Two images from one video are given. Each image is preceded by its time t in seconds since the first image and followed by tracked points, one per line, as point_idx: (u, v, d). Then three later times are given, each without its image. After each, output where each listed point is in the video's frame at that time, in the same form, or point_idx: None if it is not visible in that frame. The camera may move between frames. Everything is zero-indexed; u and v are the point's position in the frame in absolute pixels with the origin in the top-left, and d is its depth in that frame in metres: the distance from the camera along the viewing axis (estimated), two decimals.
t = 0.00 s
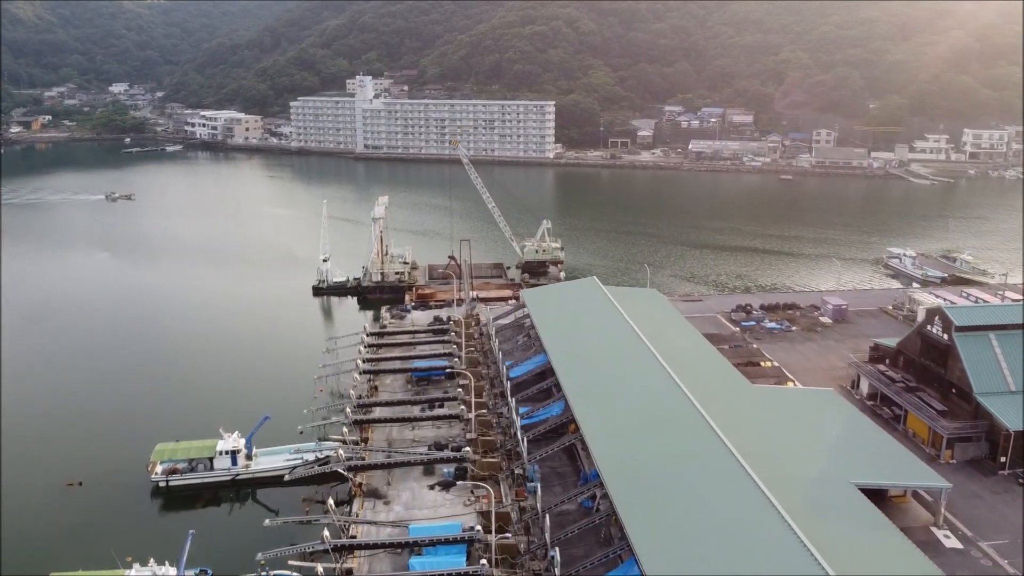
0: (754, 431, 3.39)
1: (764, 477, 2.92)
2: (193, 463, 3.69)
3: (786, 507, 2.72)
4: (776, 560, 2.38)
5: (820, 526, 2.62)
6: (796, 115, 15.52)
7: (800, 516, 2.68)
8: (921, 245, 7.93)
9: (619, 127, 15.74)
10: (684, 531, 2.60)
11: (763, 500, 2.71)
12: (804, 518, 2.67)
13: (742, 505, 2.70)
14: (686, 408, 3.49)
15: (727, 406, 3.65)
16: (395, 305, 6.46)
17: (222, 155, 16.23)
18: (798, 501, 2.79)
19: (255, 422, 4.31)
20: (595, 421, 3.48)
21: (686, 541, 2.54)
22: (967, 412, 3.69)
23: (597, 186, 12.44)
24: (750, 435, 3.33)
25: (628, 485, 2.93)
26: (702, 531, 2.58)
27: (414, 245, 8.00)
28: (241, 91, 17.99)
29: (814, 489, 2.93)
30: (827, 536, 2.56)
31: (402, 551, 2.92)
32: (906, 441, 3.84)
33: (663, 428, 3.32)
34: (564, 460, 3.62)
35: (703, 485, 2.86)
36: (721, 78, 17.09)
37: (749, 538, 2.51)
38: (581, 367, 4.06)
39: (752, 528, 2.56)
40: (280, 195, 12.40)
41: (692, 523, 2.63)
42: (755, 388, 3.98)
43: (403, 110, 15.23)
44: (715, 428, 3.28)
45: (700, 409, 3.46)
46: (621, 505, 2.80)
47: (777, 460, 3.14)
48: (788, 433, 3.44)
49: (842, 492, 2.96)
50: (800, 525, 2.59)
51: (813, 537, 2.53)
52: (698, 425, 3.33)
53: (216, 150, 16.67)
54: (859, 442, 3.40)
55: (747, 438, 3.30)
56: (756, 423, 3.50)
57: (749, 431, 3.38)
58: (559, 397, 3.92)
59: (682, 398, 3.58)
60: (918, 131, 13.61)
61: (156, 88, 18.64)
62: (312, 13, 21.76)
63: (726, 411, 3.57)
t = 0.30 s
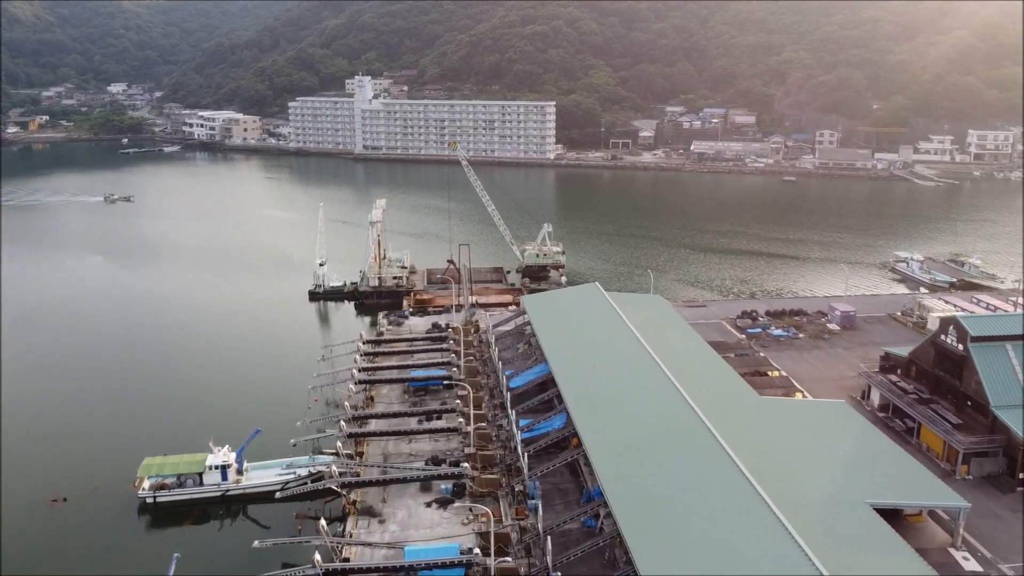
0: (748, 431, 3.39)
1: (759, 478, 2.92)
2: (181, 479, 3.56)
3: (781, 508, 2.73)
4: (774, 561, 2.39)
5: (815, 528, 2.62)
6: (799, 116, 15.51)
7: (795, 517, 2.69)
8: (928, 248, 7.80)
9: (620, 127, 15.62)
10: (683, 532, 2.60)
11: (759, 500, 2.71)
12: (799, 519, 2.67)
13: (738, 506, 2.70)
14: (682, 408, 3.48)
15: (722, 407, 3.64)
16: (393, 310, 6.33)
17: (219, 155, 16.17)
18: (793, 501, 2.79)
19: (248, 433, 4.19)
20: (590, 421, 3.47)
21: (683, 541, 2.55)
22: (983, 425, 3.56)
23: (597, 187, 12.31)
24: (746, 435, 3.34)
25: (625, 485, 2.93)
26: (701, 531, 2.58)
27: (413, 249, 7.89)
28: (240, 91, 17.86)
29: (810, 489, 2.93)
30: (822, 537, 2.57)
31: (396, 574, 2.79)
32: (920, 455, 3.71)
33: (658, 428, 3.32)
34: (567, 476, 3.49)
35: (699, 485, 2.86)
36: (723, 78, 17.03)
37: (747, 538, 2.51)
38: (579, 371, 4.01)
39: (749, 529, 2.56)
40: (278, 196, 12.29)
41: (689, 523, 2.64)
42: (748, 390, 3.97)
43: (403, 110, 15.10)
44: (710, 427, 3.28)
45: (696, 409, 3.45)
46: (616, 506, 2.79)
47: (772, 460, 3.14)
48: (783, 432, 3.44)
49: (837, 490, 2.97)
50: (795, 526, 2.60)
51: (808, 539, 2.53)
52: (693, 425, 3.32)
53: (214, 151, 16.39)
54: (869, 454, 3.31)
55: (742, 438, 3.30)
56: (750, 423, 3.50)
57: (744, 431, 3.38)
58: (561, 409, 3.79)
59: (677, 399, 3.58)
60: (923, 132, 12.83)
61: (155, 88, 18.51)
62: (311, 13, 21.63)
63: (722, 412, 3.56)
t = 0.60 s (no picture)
0: (744, 432, 3.40)
1: (755, 479, 2.94)
2: (169, 495, 3.43)
3: (778, 510, 2.74)
4: (773, 562, 2.41)
5: (810, 530, 2.65)
6: (802, 117, 15.53)
7: (791, 519, 2.71)
8: (935, 252, 7.68)
9: (621, 128, 15.52)
10: (682, 533, 2.61)
11: (755, 501, 2.73)
12: (795, 521, 2.70)
13: (736, 507, 2.72)
14: (678, 409, 3.50)
15: (717, 408, 3.65)
16: (391, 315, 6.20)
17: (216, 156, 16.57)
18: (789, 503, 2.81)
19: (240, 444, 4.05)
20: (588, 423, 3.47)
21: (683, 541, 2.56)
22: (1000, 439, 3.43)
23: (598, 189, 12.19)
24: (741, 436, 3.35)
25: (623, 485, 2.93)
26: (700, 532, 2.59)
27: (411, 253, 7.78)
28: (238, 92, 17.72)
29: (805, 491, 2.95)
30: (818, 539, 2.60)
31: None
32: (935, 470, 3.58)
33: (654, 429, 3.33)
34: (569, 493, 3.36)
35: (697, 486, 2.87)
36: (725, 78, 17.01)
37: (746, 539, 2.53)
38: (577, 374, 3.97)
39: (748, 530, 2.58)
40: (277, 198, 12.17)
41: (688, 524, 2.65)
42: (742, 390, 3.96)
43: (401, 111, 14.96)
44: (706, 429, 3.29)
45: (691, 410, 3.46)
46: (613, 507, 2.80)
47: (767, 462, 3.15)
48: (778, 433, 3.45)
49: (831, 492, 2.99)
50: (792, 529, 2.61)
51: (804, 541, 2.56)
52: (689, 426, 3.33)
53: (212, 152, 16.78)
54: (876, 466, 3.23)
55: (737, 440, 3.31)
56: (745, 424, 3.51)
57: (738, 432, 3.39)
58: (563, 421, 3.66)
59: (674, 401, 3.58)
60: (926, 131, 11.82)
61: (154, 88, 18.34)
62: (311, 12, 21.51)
63: (717, 414, 3.57)
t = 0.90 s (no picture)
0: (740, 433, 3.37)
1: (751, 480, 2.92)
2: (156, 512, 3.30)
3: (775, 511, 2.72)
4: (771, 563, 2.38)
5: (808, 529, 2.63)
6: (804, 118, 15.43)
7: (789, 519, 2.68)
8: (943, 255, 7.56)
9: (622, 129, 15.40)
10: (681, 534, 2.58)
11: (753, 501, 2.70)
12: (793, 521, 2.67)
13: (734, 509, 2.68)
14: (674, 408, 3.47)
15: (713, 408, 3.62)
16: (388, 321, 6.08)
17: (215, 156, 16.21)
18: (787, 503, 2.79)
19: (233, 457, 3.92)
20: (583, 424, 3.44)
21: (681, 543, 2.53)
22: (1018, 454, 3.30)
23: (599, 190, 12.06)
24: (738, 436, 3.33)
25: (619, 488, 2.91)
26: (698, 531, 2.58)
27: (410, 259, 7.66)
28: (237, 92, 17.59)
29: (802, 490, 2.93)
30: (815, 539, 2.58)
31: None
32: (950, 486, 3.46)
33: (650, 429, 3.30)
34: (572, 511, 3.23)
35: (695, 487, 2.84)
36: (727, 78, 16.90)
37: (745, 540, 2.51)
38: (574, 376, 3.93)
39: (746, 531, 2.55)
40: (276, 199, 12.04)
41: (686, 526, 2.62)
42: (736, 389, 3.93)
43: (401, 111, 14.82)
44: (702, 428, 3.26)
45: (687, 410, 3.43)
46: (609, 510, 2.76)
47: (763, 462, 3.13)
48: (774, 434, 3.42)
49: (830, 492, 2.96)
50: (791, 530, 2.58)
51: (802, 541, 2.54)
52: (685, 425, 3.31)
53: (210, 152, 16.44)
54: (886, 478, 3.12)
55: (733, 441, 3.28)
56: (741, 425, 3.48)
57: (735, 434, 3.36)
58: (565, 435, 3.54)
59: (670, 400, 3.55)
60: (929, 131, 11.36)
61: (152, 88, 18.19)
62: (310, 12, 21.39)
63: (714, 414, 3.54)
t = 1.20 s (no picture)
0: (736, 439, 3.39)
1: (747, 483, 2.93)
2: (142, 531, 3.17)
3: (772, 513, 2.73)
4: (771, 563, 2.39)
5: (805, 533, 2.63)
6: (807, 118, 15.21)
7: (785, 521, 2.69)
8: (950, 259, 7.45)
9: (623, 130, 15.27)
10: (680, 534, 2.58)
11: (750, 502, 2.71)
12: (789, 524, 2.68)
13: (732, 510, 2.69)
14: (671, 410, 3.48)
15: (709, 413, 3.64)
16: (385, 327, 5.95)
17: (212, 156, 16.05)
18: (783, 506, 2.80)
19: (225, 471, 3.80)
20: (581, 426, 3.45)
21: (679, 543, 2.53)
22: None
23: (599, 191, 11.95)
24: (734, 442, 3.33)
25: (617, 489, 2.91)
26: (697, 532, 2.58)
27: (407, 263, 7.53)
28: (236, 92, 17.46)
29: (797, 494, 2.94)
30: (812, 541, 2.58)
31: None
32: (967, 504, 3.33)
33: (648, 432, 3.31)
34: (574, 531, 3.10)
35: (692, 488, 2.85)
36: (730, 79, 16.62)
37: (743, 541, 2.51)
38: (572, 379, 3.93)
39: (744, 532, 2.56)
40: (275, 200, 11.91)
41: (685, 526, 2.63)
42: (732, 393, 3.94)
43: (400, 112, 14.70)
44: (698, 431, 3.28)
45: (684, 413, 3.45)
46: (608, 511, 2.76)
47: (758, 467, 3.14)
48: (769, 439, 3.44)
49: (826, 496, 2.96)
50: (787, 532, 2.60)
51: (798, 543, 2.55)
52: (682, 428, 3.32)
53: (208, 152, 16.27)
54: (902, 497, 2.99)
55: (728, 447, 3.29)
56: (736, 431, 3.50)
57: (730, 440, 3.38)
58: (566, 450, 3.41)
59: (668, 403, 3.57)
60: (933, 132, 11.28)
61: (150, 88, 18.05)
62: (310, 11, 21.28)
63: (710, 420, 3.55)
